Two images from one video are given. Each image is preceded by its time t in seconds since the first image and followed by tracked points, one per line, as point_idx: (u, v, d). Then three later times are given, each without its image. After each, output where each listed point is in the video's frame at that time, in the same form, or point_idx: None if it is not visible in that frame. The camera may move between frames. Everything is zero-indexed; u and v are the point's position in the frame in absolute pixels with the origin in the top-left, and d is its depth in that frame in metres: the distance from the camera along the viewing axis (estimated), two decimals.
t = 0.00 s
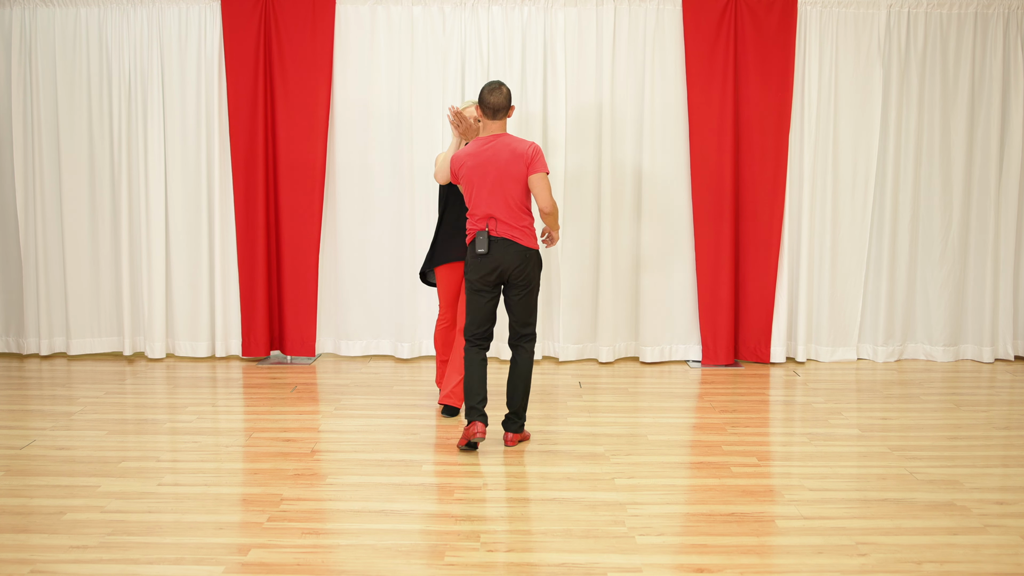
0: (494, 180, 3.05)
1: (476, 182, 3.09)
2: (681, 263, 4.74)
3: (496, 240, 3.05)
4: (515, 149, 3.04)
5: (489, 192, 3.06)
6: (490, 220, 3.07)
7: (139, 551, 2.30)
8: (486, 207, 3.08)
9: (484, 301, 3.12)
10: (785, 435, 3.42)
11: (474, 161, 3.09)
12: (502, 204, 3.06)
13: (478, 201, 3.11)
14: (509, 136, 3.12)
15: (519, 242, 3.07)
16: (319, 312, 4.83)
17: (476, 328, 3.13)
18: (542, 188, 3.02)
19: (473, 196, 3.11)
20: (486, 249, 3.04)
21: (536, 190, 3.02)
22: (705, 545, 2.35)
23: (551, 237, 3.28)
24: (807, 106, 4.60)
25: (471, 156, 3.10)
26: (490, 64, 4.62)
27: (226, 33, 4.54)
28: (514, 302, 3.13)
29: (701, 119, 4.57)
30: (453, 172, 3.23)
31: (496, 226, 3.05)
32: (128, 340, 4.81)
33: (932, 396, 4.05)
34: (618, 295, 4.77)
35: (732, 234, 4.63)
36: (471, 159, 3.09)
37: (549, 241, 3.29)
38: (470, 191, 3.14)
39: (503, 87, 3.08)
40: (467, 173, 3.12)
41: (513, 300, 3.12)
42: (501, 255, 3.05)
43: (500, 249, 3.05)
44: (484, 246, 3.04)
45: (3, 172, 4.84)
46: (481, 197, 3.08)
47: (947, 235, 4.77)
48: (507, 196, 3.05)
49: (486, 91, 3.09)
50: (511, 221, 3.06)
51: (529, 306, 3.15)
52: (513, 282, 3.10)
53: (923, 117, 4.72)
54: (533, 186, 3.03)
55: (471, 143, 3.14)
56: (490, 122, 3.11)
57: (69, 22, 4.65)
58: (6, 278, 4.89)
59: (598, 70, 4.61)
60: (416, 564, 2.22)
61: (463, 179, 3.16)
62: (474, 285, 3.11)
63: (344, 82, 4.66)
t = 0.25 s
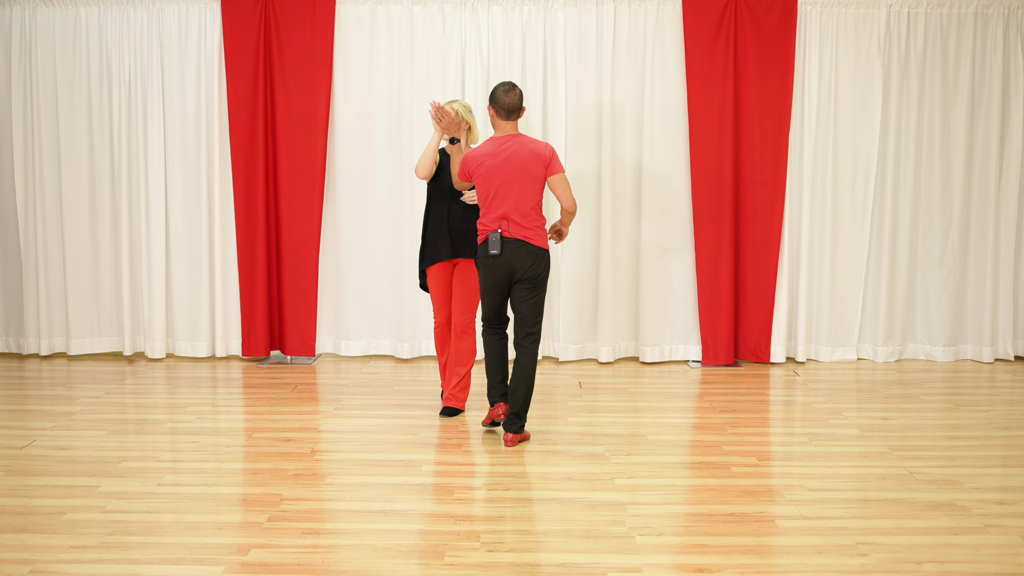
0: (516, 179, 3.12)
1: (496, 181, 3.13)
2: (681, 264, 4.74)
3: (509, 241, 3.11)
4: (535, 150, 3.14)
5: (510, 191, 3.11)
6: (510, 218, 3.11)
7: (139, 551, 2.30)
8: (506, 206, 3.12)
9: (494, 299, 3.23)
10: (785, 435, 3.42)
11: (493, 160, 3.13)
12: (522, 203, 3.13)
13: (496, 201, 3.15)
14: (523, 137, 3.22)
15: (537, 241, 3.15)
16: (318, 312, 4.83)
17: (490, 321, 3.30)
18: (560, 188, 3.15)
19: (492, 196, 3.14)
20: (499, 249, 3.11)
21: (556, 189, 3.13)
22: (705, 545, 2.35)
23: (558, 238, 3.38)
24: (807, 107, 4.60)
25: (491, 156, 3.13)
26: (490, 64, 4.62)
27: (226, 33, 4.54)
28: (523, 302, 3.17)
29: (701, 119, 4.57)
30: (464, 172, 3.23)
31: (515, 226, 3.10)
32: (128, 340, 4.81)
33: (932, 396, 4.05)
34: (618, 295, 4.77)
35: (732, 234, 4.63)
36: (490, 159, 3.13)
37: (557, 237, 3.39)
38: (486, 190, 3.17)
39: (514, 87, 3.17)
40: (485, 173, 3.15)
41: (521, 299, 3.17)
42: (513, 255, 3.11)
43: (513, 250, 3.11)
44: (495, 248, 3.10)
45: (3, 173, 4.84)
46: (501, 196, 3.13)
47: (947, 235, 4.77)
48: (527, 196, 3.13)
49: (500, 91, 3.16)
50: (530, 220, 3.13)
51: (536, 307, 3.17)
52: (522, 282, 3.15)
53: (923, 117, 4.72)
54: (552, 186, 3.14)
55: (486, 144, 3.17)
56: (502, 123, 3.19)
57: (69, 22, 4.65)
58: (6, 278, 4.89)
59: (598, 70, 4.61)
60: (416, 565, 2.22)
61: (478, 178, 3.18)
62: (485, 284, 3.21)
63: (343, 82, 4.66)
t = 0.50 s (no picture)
0: (527, 182, 3.13)
1: (508, 183, 3.14)
2: (681, 264, 4.73)
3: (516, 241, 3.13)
4: (546, 153, 3.16)
5: (522, 194, 3.13)
6: (520, 221, 3.13)
7: (139, 552, 2.30)
8: (517, 208, 3.14)
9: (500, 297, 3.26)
10: (785, 435, 3.42)
11: (505, 162, 3.13)
12: (532, 205, 3.15)
13: (507, 202, 3.16)
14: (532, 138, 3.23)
15: (546, 243, 3.18)
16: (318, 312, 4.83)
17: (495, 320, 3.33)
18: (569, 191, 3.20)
19: (503, 197, 3.15)
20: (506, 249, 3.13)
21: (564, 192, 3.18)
22: (705, 545, 2.35)
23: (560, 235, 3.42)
24: (807, 107, 4.60)
25: (503, 158, 3.13)
26: (489, 64, 4.62)
27: (226, 33, 4.54)
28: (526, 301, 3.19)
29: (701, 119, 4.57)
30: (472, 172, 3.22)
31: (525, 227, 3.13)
32: (128, 340, 4.81)
33: (932, 396, 4.05)
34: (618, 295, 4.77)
35: (732, 234, 4.63)
36: (503, 162, 3.13)
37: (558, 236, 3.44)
38: (495, 191, 3.18)
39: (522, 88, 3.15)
40: (496, 174, 3.15)
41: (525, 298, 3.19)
42: (521, 254, 3.13)
43: (520, 249, 3.13)
44: (502, 246, 3.11)
45: (3, 173, 4.84)
46: (512, 198, 3.14)
47: (947, 235, 4.77)
48: (538, 198, 3.15)
49: (511, 93, 3.13)
50: (539, 222, 3.17)
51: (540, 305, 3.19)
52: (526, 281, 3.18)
53: (923, 117, 4.72)
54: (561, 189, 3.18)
55: (497, 145, 3.16)
56: (508, 123, 3.16)
57: (69, 22, 4.65)
58: (6, 278, 4.89)
59: (598, 70, 4.61)
60: (416, 565, 2.22)
61: (488, 179, 3.18)
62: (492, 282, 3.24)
63: (343, 82, 4.66)
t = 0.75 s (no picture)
0: (531, 180, 3.27)
1: (512, 181, 3.26)
2: (681, 264, 4.73)
3: (519, 237, 3.28)
4: (549, 152, 3.28)
5: (526, 191, 3.27)
6: (524, 217, 3.28)
7: (139, 551, 2.30)
8: (520, 205, 3.28)
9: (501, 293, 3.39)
10: (785, 435, 3.42)
11: (511, 160, 3.25)
12: (534, 202, 3.29)
13: (510, 200, 3.28)
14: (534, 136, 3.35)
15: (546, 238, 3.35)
16: (319, 312, 4.83)
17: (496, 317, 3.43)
18: (569, 189, 3.35)
19: (507, 194, 3.27)
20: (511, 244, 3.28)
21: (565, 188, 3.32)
22: (704, 545, 2.35)
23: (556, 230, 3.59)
24: (807, 107, 4.60)
25: (509, 156, 3.24)
26: (490, 64, 4.62)
27: (226, 33, 4.54)
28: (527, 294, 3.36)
29: (701, 119, 4.57)
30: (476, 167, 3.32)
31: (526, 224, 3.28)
32: (128, 340, 4.81)
33: (932, 396, 4.06)
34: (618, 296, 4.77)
35: (732, 235, 4.63)
36: (508, 160, 3.25)
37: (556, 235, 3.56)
38: (498, 189, 3.30)
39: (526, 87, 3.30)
40: (500, 171, 3.27)
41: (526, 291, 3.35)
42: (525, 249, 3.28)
43: (524, 244, 3.28)
44: (506, 242, 3.26)
45: (3, 173, 4.84)
46: (515, 196, 3.27)
47: (947, 235, 4.77)
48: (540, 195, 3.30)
49: (515, 91, 3.28)
50: (541, 218, 3.32)
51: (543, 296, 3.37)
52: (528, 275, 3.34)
53: (923, 117, 4.72)
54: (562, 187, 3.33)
55: (502, 142, 3.27)
56: (513, 119, 3.32)
57: (69, 22, 4.65)
58: (7, 278, 4.89)
59: (598, 69, 4.61)
60: (416, 564, 2.22)
61: (492, 175, 3.29)
62: (495, 277, 3.37)
63: (343, 81, 4.65)
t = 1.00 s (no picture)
0: (535, 178, 3.36)
1: (517, 178, 3.34)
2: (682, 264, 4.74)
3: (528, 236, 3.36)
4: (553, 151, 3.39)
5: (529, 189, 3.35)
6: (527, 214, 3.36)
7: (139, 551, 2.30)
8: (524, 202, 3.35)
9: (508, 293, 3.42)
10: (785, 434, 3.42)
11: (517, 158, 3.33)
12: (537, 200, 3.38)
13: (514, 197, 3.36)
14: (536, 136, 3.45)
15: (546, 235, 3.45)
16: (319, 312, 4.83)
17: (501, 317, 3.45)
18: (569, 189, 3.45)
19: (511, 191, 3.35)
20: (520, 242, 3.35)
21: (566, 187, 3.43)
22: (704, 545, 2.35)
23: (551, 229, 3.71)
24: (807, 107, 4.60)
25: (516, 154, 3.33)
26: (490, 64, 4.62)
27: (226, 33, 4.54)
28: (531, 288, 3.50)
29: (701, 119, 4.57)
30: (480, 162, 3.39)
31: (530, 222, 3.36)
32: (128, 340, 4.81)
33: (932, 396, 4.05)
34: (618, 296, 4.77)
35: (732, 235, 4.63)
36: (514, 156, 3.33)
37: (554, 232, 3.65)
38: (503, 186, 3.37)
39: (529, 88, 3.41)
40: (505, 168, 3.34)
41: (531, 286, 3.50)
42: (533, 246, 3.38)
43: (532, 241, 3.37)
44: (517, 240, 3.33)
45: (3, 172, 4.84)
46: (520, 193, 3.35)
47: (947, 235, 4.77)
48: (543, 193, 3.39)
49: (517, 91, 3.38)
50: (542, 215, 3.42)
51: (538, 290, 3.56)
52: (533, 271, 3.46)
53: (923, 118, 4.72)
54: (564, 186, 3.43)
55: (508, 139, 3.36)
56: (517, 119, 3.41)
57: (69, 22, 4.65)
58: (7, 278, 4.89)
59: (598, 69, 4.61)
60: (416, 565, 2.22)
61: (497, 172, 3.36)
62: (502, 276, 3.40)
63: (343, 81, 4.65)
